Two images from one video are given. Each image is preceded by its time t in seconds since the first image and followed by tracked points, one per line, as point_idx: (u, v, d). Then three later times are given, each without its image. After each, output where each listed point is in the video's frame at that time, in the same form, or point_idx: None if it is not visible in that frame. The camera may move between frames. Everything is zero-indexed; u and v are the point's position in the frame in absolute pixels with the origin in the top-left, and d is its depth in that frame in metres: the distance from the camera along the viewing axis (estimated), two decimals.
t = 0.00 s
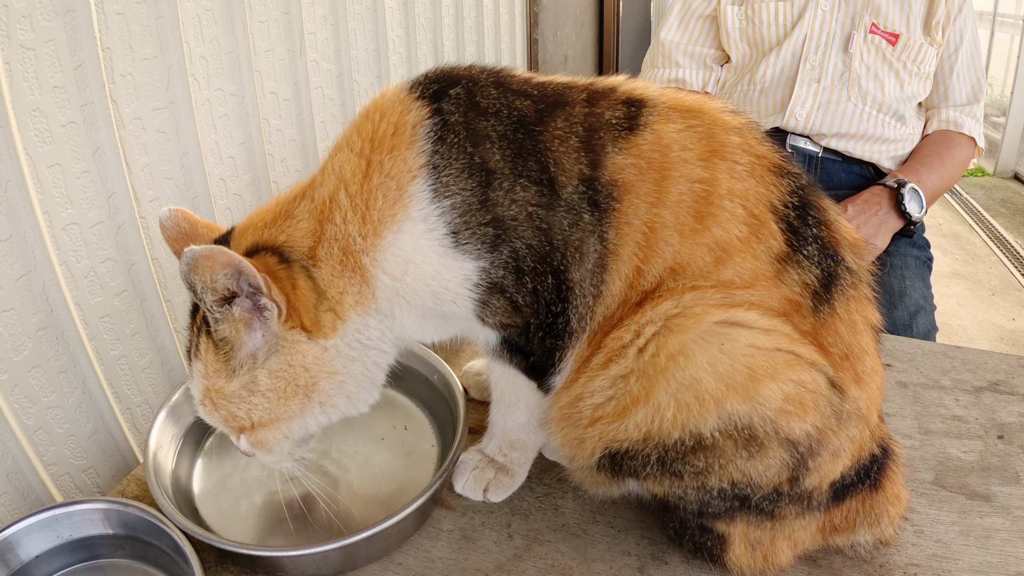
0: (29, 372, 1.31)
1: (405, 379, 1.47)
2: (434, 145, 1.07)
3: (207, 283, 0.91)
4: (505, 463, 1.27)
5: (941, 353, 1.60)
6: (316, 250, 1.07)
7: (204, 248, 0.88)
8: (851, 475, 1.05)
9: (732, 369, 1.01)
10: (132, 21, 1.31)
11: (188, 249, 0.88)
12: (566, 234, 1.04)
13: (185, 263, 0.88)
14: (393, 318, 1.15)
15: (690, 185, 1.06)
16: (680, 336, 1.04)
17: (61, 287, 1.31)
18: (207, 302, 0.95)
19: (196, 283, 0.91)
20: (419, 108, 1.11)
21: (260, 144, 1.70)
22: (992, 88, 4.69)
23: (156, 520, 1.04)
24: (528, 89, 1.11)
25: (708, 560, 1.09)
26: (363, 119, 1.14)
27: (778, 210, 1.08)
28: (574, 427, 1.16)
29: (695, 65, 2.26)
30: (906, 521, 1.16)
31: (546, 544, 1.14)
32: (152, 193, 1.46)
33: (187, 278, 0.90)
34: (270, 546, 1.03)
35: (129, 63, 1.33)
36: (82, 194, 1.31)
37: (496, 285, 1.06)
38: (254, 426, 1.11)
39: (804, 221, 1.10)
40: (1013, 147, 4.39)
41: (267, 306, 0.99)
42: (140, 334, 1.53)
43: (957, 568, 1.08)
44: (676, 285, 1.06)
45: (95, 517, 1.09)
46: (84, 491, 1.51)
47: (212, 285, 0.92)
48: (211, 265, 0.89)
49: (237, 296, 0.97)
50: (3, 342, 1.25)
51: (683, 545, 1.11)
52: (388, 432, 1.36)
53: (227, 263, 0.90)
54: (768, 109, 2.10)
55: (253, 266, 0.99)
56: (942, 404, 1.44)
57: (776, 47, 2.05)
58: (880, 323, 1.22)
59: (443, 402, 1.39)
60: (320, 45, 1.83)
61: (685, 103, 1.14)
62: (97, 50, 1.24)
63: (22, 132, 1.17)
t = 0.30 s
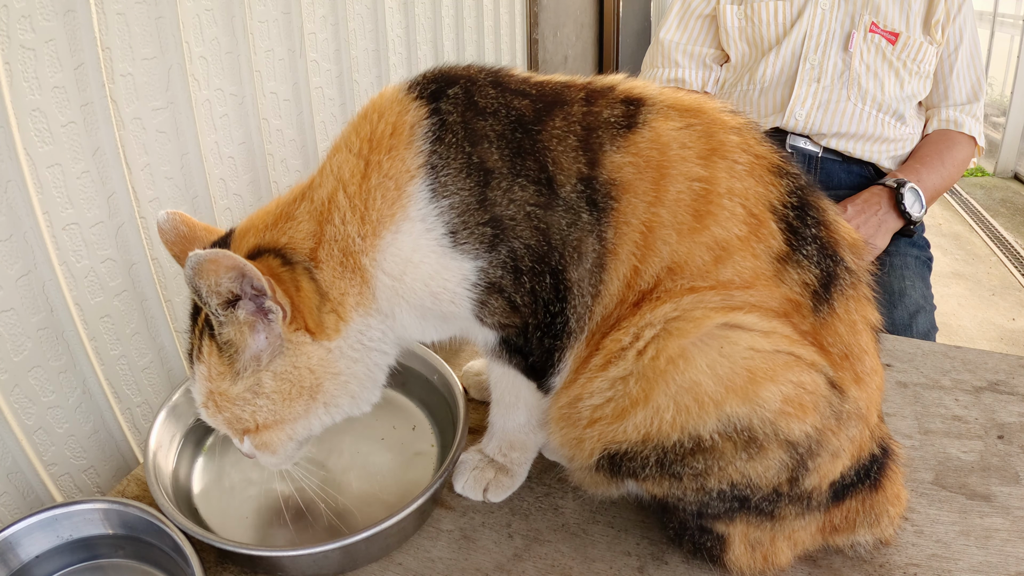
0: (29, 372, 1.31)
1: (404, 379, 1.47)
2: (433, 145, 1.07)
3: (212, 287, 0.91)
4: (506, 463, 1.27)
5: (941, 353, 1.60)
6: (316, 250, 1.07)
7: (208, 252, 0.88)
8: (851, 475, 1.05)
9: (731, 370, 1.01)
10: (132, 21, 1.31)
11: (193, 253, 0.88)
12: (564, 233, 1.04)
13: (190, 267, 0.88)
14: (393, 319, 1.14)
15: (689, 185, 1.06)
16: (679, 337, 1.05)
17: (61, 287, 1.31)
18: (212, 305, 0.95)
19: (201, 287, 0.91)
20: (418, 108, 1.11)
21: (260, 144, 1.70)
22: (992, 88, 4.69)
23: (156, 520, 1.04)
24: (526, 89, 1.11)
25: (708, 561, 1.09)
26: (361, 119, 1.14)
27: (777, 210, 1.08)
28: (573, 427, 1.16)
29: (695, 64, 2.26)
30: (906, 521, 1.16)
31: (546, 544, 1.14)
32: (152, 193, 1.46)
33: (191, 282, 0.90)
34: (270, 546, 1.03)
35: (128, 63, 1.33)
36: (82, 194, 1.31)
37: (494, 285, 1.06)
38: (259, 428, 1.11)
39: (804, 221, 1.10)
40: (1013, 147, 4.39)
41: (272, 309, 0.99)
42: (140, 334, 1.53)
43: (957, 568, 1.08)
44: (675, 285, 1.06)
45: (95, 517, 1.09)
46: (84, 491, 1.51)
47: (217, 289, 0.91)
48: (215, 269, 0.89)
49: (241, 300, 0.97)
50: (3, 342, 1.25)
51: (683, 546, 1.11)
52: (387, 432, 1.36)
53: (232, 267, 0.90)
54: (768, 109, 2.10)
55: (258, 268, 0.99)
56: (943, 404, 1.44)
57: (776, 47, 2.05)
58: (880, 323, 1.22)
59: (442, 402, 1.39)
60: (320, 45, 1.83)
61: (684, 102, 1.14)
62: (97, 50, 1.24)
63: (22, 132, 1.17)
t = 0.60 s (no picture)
0: (29, 372, 1.31)
1: (404, 380, 1.47)
2: (430, 146, 1.07)
3: (209, 285, 0.91)
4: (505, 463, 1.27)
5: (941, 353, 1.60)
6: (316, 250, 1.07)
7: (206, 250, 0.88)
8: (851, 475, 1.05)
9: (731, 371, 1.01)
10: (132, 21, 1.31)
11: (191, 251, 0.88)
12: (562, 233, 1.04)
13: (188, 265, 0.88)
14: (393, 319, 1.14)
15: (688, 185, 1.06)
16: (678, 339, 1.05)
17: (61, 287, 1.31)
18: (209, 305, 0.95)
19: (198, 286, 0.90)
20: (415, 109, 1.11)
21: (260, 144, 1.71)
22: (992, 88, 4.69)
23: (156, 520, 1.04)
24: (524, 89, 1.11)
25: (708, 561, 1.09)
26: (359, 119, 1.14)
27: (776, 210, 1.08)
28: (573, 428, 1.16)
29: (695, 64, 2.26)
30: (906, 521, 1.16)
31: (546, 544, 1.14)
32: (152, 193, 1.46)
33: (189, 280, 0.90)
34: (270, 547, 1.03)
35: (128, 63, 1.33)
36: (82, 195, 1.31)
37: (493, 286, 1.06)
38: (255, 429, 1.11)
39: (803, 221, 1.10)
40: (1013, 147, 4.39)
41: (269, 309, 0.99)
42: (140, 335, 1.53)
43: (957, 568, 1.08)
44: (673, 285, 1.06)
45: (95, 517, 1.09)
46: (84, 491, 1.51)
47: (214, 288, 0.91)
48: (212, 268, 0.89)
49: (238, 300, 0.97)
50: (3, 342, 1.25)
51: (683, 546, 1.11)
52: (386, 432, 1.36)
53: (229, 266, 0.90)
54: (768, 109, 2.10)
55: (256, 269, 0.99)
56: (943, 404, 1.44)
57: (776, 47, 2.05)
58: (880, 323, 1.23)
59: (442, 402, 1.39)
60: (320, 45, 1.83)
61: (682, 101, 1.14)
62: (97, 51, 1.24)
63: (22, 132, 1.17)
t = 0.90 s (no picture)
0: (29, 372, 1.31)
1: (404, 379, 1.47)
2: (434, 145, 1.07)
3: (211, 289, 0.91)
4: (505, 463, 1.27)
5: (941, 353, 1.60)
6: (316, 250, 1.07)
7: (205, 254, 0.87)
8: (851, 475, 1.05)
9: (732, 370, 1.01)
10: (132, 21, 1.31)
11: (191, 255, 0.88)
12: (565, 233, 1.04)
13: (188, 268, 0.88)
14: (394, 319, 1.14)
15: (690, 185, 1.06)
16: (680, 336, 1.04)
17: (61, 287, 1.31)
18: (211, 307, 0.94)
19: (200, 289, 0.90)
20: (419, 108, 1.11)
21: (260, 144, 1.70)
22: (992, 88, 4.68)
23: (156, 520, 1.04)
24: (527, 89, 1.11)
25: (709, 560, 1.09)
26: (362, 118, 1.14)
27: (778, 210, 1.08)
28: (574, 427, 1.16)
29: (695, 64, 2.26)
30: (906, 521, 1.16)
31: (546, 544, 1.14)
32: (152, 193, 1.46)
33: (190, 284, 0.90)
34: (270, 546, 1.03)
35: (129, 63, 1.33)
36: (82, 195, 1.31)
37: (495, 285, 1.06)
38: (264, 430, 1.12)
39: (804, 221, 1.10)
40: (1013, 147, 4.39)
41: (271, 310, 0.99)
42: (140, 335, 1.53)
43: (957, 568, 1.08)
44: (676, 285, 1.06)
45: (95, 517, 1.09)
46: (84, 491, 1.51)
47: (215, 290, 0.91)
48: (212, 271, 0.89)
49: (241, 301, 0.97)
50: (3, 342, 1.25)
51: (683, 546, 1.11)
52: (387, 432, 1.36)
53: (230, 268, 0.90)
54: (768, 109, 2.10)
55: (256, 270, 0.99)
56: (942, 404, 1.44)
57: (776, 47, 2.06)
58: (880, 323, 1.22)
59: (443, 402, 1.39)
60: (320, 45, 1.83)
61: (684, 102, 1.14)
62: (97, 50, 1.24)
63: (22, 132, 1.17)
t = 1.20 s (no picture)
0: (29, 372, 1.31)
1: (404, 380, 1.47)
2: (436, 144, 1.07)
3: (218, 290, 0.91)
4: (505, 463, 1.27)
5: (941, 353, 1.60)
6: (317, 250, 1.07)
7: (212, 255, 0.87)
8: (851, 475, 1.05)
9: (732, 369, 1.01)
10: (132, 21, 1.31)
11: (198, 256, 0.88)
12: (566, 233, 1.04)
13: (196, 270, 0.87)
14: (394, 319, 1.14)
15: (690, 185, 1.06)
16: (679, 334, 1.04)
17: (61, 287, 1.31)
18: (218, 309, 0.94)
19: (207, 292, 0.90)
20: (420, 108, 1.11)
21: (260, 144, 1.70)
22: (992, 88, 4.68)
23: (156, 520, 1.04)
24: (529, 89, 1.11)
25: (709, 560, 1.09)
26: (364, 118, 1.14)
27: (778, 210, 1.08)
28: (574, 426, 1.16)
29: (695, 64, 2.26)
30: (906, 521, 1.16)
31: (546, 544, 1.14)
32: (152, 193, 1.46)
33: (198, 287, 0.90)
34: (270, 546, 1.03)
35: (129, 63, 1.33)
36: (82, 195, 1.31)
37: (497, 284, 1.06)
38: (273, 431, 1.11)
39: (805, 221, 1.10)
40: (1013, 147, 4.39)
41: (279, 309, 0.98)
42: (139, 335, 1.53)
43: (957, 568, 1.08)
44: (676, 284, 1.06)
45: (95, 517, 1.09)
46: (84, 491, 1.51)
47: (223, 291, 0.91)
48: (220, 272, 0.88)
49: (248, 302, 0.97)
50: (3, 342, 1.25)
51: (683, 545, 1.11)
52: (387, 432, 1.36)
53: (237, 268, 0.90)
54: (768, 109, 2.10)
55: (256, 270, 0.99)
56: (943, 404, 1.44)
57: (776, 47, 2.06)
58: (880, 323, 1.22)
59: (443, 402, 1.39)
60: (320, 45, 1.83)
61: (685, 103, 1.14)
62: (97, 50, 1.24)
63: (22, 132, 1.17)
